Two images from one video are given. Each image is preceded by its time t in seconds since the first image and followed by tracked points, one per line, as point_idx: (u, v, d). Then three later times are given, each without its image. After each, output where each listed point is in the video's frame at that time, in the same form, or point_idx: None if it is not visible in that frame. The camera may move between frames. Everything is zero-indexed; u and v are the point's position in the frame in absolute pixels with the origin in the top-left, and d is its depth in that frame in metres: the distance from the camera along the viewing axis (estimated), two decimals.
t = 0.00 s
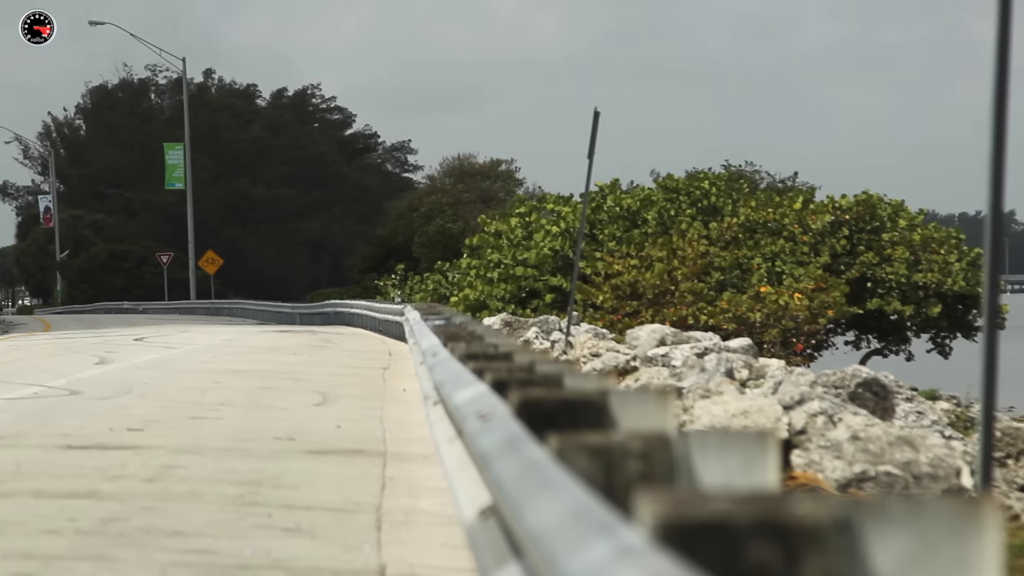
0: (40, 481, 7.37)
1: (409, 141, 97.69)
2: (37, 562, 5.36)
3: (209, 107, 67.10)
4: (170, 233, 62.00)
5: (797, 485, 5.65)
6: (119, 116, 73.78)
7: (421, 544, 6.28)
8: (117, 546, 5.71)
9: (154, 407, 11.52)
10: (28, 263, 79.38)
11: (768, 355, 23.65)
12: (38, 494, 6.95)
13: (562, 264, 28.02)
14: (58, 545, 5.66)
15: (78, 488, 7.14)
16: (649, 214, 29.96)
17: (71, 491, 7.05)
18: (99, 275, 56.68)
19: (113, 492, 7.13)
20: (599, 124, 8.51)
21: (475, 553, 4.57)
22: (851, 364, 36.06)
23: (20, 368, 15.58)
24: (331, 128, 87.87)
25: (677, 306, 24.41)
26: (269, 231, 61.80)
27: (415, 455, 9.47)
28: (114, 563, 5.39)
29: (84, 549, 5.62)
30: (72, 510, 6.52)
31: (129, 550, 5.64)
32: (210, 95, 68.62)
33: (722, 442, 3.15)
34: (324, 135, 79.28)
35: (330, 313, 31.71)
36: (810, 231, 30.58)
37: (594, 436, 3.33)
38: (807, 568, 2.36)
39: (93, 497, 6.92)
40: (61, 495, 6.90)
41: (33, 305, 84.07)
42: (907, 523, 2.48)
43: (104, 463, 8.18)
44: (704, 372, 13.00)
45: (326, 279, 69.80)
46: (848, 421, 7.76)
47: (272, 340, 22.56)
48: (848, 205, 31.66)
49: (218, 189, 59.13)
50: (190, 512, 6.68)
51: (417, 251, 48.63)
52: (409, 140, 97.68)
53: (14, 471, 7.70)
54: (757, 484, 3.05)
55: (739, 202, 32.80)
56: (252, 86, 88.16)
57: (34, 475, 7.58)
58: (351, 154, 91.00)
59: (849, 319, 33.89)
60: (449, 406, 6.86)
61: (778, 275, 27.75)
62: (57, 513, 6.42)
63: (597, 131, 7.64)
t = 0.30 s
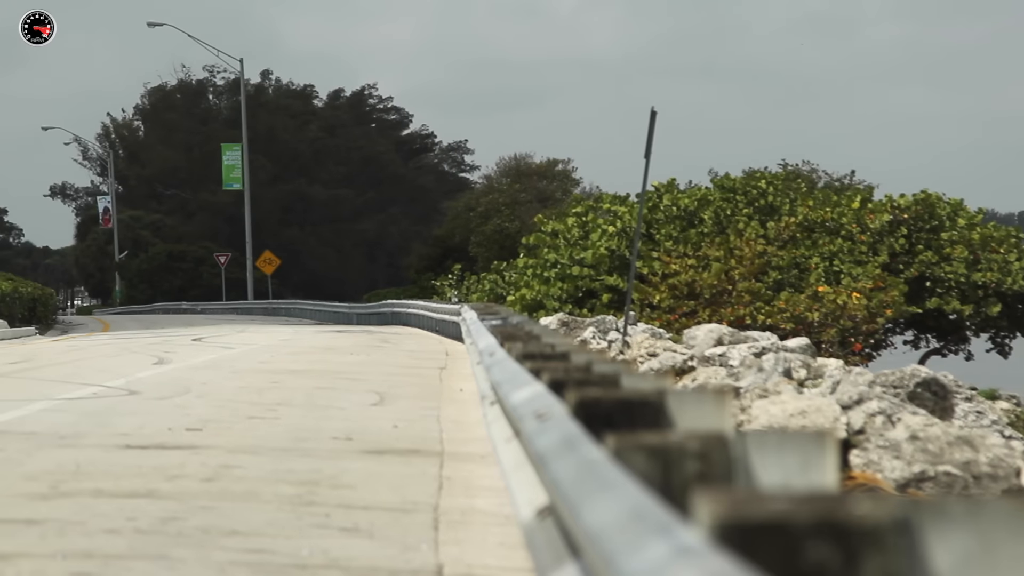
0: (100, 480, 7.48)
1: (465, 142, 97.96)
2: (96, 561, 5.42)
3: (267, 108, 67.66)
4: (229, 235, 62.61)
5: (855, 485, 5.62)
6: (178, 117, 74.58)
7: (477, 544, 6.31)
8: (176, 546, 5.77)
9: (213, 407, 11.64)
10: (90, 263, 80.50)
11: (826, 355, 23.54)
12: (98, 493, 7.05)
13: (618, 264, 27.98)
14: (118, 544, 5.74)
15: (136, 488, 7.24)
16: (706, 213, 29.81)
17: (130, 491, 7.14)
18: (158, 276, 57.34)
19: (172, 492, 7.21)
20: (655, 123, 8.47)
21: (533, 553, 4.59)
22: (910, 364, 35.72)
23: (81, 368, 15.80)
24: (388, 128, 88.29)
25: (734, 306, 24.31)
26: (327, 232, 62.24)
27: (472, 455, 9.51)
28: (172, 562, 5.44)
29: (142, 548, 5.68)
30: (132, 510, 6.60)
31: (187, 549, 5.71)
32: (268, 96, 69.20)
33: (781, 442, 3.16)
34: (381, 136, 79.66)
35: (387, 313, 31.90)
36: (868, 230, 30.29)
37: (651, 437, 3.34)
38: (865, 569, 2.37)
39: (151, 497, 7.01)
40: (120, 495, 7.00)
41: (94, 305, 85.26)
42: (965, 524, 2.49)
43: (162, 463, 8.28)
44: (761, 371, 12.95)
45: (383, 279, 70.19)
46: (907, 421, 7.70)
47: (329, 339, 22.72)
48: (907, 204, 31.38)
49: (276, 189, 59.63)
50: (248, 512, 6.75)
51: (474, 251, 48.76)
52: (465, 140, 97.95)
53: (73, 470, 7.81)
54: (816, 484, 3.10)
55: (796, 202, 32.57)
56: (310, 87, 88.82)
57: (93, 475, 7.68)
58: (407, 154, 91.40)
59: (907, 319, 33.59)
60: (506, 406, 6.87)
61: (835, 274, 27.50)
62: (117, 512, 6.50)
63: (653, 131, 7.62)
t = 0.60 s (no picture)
0: (170, 479, 7.59)
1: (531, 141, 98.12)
2: (166, 560, 5.49)
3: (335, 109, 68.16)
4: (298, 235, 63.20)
5: (926, 484, 5.58)
6: (247, 118, 75.34)
7: (545, 544, 6.35)
8: (245, 545, 5.85)
9: (281, 407, 11.77)
10: (161, 264, 81.65)
11: (894, 354, 23.30)
12: (168, 492, 7.16)
13: (686, 263, 27.88)
14: (189, 543, 5.84)
15: (206, 488, 7.35)
16: (774, 212, 29.57)
17: (199, 491, 7.25)
18: (227, 276, 57.99)
19: (240, 491, 7.31)
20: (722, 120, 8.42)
21: (601, 552, 4.61)
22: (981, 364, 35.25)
23: (153, 368, 16.03)
24: (455, 128, 88.63)
25: (802, 306, 24.16)
26: (395, 232, 62.63)
27: (539, 455, 9.53)
28: (242, 562, 5.51)
29: (213, 547, 5.76)
30: (202, 509, 6.71)
31: (257, 548, 5.79)
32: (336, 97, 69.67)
33: (850, 441, 3.17)
34: (448, 136, 79.96)
35: (454, 313, 32.04)
36: (938, 228, 29.84)
37: (720, 437, 3.34)
38: (937, 569, 2.38)
39: (219, 497, 7.11)
40: (189, 494, 7.11)
41: (165, 305, 86.53)
42: None
43: (232, 463, 8.39)
44: (830, 371, 12.85)
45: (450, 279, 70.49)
46: (978, 421, 7.62)
47: (397, 339, 22.86)
48: (977, 202, 30.89)
49: (344, 190, 60.06)
50: (316, 511, 6.82)
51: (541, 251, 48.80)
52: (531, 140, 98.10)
53: (145, 469, 7.94)
54: (886, 483, 3.10)
55: (865, 199, 32.20)
56: (377, 87, 89.30)
57: (163, 475, 7.80)
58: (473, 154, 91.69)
59: (978, 318, 33.12)
60: (574, 406, 6.88)
61: (905, 273, 27.11)
62: (187, 512, 6.61)
63: (720, 130, 7.58)
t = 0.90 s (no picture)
0: (234, 479, 7.70)
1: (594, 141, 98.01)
2: (231, 559, 5.56)
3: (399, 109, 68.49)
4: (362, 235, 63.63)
5: (993, 484, 5.53)
6: (311, 118, 75.94)
7: (609, 544, 6.37)
8: (310, 545, 5.94)
9: (345, 406, 11.88)
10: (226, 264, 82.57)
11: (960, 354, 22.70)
12: (232, 492, 7.27)
13: (749, 261, 27.73)
14: (253, 542, 5.92)
15: (269, 488, 7.44)
16: (839, 210, 29.40)
17: (264, 490, 7.36)
18: (291, 276, 58.54)
19: (305, 491, 7.41)
20: (786, 117, 8.36)
21: (665, 552, 4.62)
22: None
23: (218, 368, 16.24)
24: (518, 127, 88.81)
25: (867, 305, 23.96)
26: (458, 233, 62.98)
27: (603, 455, 9.55)
28: (306, 561, 5.59)
29: (277, 547, 5.84)
30: (265, 509, 6.80)
31: (320, 548, 5.87)
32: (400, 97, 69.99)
33: (915, 439, 3.16)
34: (511, 135, 80.03)
35: (517, 312, 32.13)
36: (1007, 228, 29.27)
37: (785, 437, 3.34)
38: (1002, 568, 2.37)
39: (282, 497, 7.20)
40: (253, 494, 7.22)
41: (230, 305, 87.54)
42: None
43: (295, 463, 8.49)
44: (895, 371, 12.77)
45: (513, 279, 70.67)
46: None
47: (460, 339, 22.96)
48: None
49: (407, 190, 60.36)
50: (380, 511, 6.90)
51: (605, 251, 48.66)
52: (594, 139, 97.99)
53: (210, 469, 8.06)
54: (952, 483, 3.08)
55: (931, 198, 31.79)
56: (440, 88, 89.65)
57: (229, 474, 7.92)
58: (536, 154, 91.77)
59: None
60: (637, 406, 6.88)
61: (971, 272, 26.63)
62: (251, 511, 6.71)
63: (785, 128, 7.55)
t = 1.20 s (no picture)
0: (287, 479, 7.79)
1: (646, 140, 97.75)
2: (284, 559, 5.63)
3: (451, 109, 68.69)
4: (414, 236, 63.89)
5: None
6: (363, 119, 76.34)
7: (661, 544, 6.38)
8: (362, 544, 6.00)
9: (397, 407, 11.97)
10: (278, 265, 83.22)
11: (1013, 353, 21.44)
12: (284, 492, 7.35)
13: (802, 261, 27.53)
14: (305, 542, 5.99)
15: (322, 487, 7.53)
16: (892, 209, 29.25)
17: (316, 490, 7.44)
18: (343, 276, 58.91)
19: (357, 491, 7.49)
20: (840, 115, 8.31)
21: (717, 552, 4.63)
22: None
23: (271, 368, 16.39)
24: (569, 127, 88.88)
25: (921, 304, 23.60)
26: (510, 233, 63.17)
27: (654, 455, 9.56)
28: (358, 561, 5.65)
29: (329, 547, 5.91)
30: (317, 509, 6.87)
31: (373, 547, 5.94)
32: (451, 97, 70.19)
33: (970, 440, 3.17)
34: (562, 135, 80.01)
35: (567, 312, 32.15)
36: None
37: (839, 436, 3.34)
38: None
39: (334, 497, 7.28)
40: (306, 494, 7.30)
41: (282, 304, 88.25)
42: None
43: (347, 463, 8.56)
44: (949, 370, 12.70)
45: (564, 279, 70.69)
46: None
47: (511, 339, 23.03)
48: None
49: (459, 190, 60.54)
50: (432, 511, 6.95)
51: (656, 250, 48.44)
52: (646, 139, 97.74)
53: (262, 469, 8.15)
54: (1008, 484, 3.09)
55: (986, 197, 31.38)
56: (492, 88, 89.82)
57: (281, 474, 8.01)
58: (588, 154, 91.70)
59: None
60: (689, 406, 6.88)
61: None
62: (303, 511, 6.78)
63: (837, 127, 7.52)
